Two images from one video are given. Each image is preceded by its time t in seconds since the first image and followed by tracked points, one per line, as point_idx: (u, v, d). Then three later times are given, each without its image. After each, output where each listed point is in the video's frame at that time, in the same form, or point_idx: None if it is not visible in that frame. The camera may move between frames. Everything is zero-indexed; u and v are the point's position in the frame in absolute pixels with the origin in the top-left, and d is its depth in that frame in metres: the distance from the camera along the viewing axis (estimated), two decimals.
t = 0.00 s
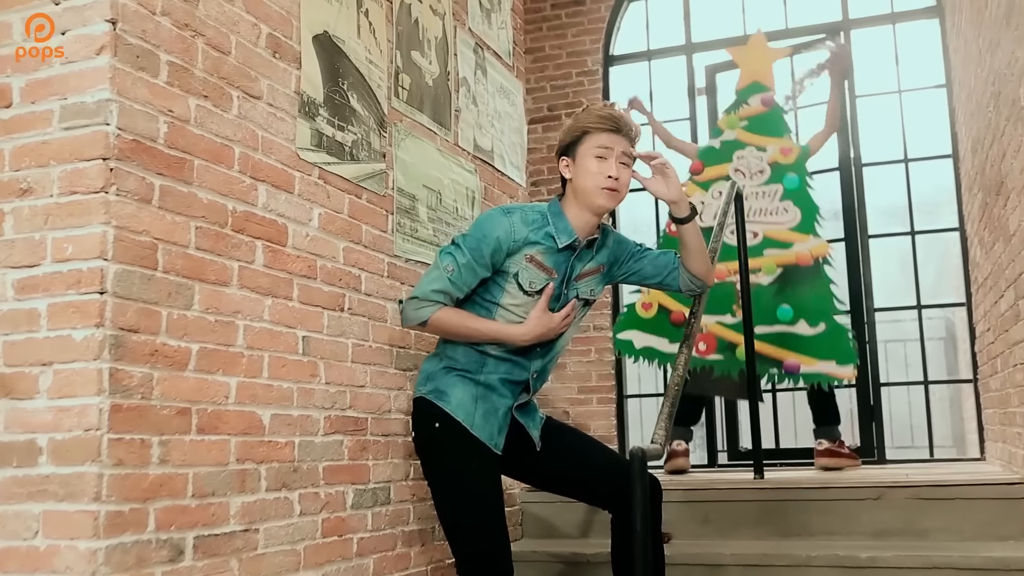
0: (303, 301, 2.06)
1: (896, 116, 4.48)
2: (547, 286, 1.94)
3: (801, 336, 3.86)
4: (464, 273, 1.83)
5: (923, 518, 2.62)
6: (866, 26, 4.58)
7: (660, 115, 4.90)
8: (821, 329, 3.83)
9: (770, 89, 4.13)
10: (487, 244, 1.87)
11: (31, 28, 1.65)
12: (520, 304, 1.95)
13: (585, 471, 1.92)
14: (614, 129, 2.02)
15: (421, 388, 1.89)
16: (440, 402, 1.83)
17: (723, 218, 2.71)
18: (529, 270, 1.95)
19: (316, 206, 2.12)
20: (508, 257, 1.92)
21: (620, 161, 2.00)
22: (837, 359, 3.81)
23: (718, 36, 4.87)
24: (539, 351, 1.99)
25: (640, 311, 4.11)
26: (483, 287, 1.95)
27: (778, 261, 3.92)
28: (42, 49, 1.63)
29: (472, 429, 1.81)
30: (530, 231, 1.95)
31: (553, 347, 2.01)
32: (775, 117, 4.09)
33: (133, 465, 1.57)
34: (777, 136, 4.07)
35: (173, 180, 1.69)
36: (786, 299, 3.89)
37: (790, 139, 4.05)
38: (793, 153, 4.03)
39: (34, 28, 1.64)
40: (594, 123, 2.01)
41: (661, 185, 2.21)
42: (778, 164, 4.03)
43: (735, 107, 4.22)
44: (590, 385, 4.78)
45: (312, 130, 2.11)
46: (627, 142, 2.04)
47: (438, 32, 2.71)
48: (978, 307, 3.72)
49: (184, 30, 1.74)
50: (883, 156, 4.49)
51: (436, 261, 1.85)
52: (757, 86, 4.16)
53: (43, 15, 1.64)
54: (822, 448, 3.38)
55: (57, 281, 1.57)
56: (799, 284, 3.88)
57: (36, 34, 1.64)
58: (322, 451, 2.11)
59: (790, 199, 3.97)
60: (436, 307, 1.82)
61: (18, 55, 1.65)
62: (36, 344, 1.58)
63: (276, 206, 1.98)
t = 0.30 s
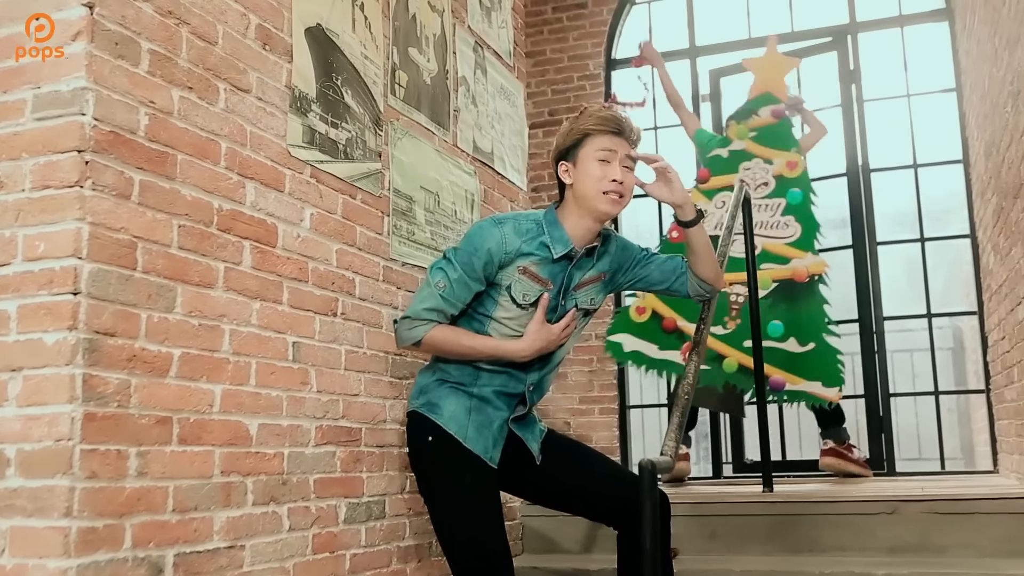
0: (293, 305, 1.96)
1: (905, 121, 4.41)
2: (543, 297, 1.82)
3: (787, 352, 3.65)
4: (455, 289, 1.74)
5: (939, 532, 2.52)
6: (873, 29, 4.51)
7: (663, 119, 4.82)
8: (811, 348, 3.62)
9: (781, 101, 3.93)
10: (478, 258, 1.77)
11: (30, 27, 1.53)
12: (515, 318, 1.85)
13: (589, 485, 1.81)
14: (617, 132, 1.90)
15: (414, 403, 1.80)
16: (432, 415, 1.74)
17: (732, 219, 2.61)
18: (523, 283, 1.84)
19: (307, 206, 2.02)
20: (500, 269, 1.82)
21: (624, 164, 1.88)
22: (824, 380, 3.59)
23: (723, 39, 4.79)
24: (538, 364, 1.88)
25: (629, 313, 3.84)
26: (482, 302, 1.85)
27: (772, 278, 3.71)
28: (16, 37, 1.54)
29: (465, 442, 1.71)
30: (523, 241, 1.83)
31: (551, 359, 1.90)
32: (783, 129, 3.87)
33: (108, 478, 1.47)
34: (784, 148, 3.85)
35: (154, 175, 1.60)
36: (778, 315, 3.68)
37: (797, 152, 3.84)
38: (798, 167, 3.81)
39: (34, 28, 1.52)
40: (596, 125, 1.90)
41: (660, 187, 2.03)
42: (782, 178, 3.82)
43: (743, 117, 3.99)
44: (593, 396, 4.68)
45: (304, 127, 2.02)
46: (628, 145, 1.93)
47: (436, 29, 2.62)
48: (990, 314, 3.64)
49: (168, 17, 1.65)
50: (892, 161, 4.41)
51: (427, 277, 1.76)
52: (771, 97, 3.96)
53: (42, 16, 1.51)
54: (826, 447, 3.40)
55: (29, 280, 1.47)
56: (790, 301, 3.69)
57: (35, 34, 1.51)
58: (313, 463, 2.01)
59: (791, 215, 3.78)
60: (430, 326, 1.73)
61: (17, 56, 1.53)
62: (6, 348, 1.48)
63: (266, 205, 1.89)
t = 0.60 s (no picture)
0: (285, 306, 1.87)
1: (917, 124, 4.33)
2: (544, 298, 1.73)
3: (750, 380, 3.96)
4: (457, 292, 1.64)
5: (958, 547, 2.41)
6: (883, 29, 4.43)
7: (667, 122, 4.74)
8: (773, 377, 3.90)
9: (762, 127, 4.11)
10: (480, 258, 1.67)
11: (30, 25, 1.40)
12: (517, 323, 1.75)
13: (596, 494, 1.71)
14: (607, 126, 1.80)
15: (413, 411, 1.69)
16: (432, 423, 1.63)
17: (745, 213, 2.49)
18: (525, 285, 1.74)
19: (300, 202, 1.93)
20: (501, 271, 1.72)
21: (612, 161, 1.78)
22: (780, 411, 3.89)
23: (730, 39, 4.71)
24: (540, 368, 1.78)
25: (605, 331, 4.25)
26: (483, 306, 1.75)
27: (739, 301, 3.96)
28: None
29: (467, 451, 1.61)
30: (527, 241, 1.73)
31: (556, 364, 1.81)
32: (761, 153, 4.06)
33: (83, 489, 1.37)
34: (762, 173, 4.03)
35: (135, 166, 1.50)
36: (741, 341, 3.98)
37: (774, 177, 4.01)
38: (773, 194, 3.99)
39: (33, 28, 1.40)
40: (586, 120, 1.81)
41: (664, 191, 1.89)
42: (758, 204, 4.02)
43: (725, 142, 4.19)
44: (596, 404, 4.58)
45: (297, 120, 1.93)
46: (626, 140, 1.81)
47: (436, 23, 2.54)
48: (1006, 321, 3.54)
49: (152, 0, 1.56)
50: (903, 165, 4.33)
51: (427, 282, 1.66)
52: (752, 124, 4.13)
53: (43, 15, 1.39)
54: (843, 451, 3.13)
55: None
56: (755, 329, 3.97)
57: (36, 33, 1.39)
58: (305, 473, 1.91)
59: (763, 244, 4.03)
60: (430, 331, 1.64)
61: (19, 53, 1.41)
62: None
63: (256, 201, 1.80)
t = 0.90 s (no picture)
0: (276, 309, 1.79)
1: (925, 127, 4.26)
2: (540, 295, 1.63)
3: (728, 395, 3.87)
4: (455, 291, 1.56)
5: (977, 561, 2.26)
6: (890, 31, 4.37)
7: (671, 126, 4.67)
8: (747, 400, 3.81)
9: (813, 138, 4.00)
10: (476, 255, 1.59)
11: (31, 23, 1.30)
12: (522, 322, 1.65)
13: (607, 506, 1.62)
14: (617, 117, 1.73)
15: (416, 416, 1.61)
16: (434, 428, 1.55)
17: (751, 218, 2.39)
18: (524, 281, 1.65)
19: (293, 201, 1.85)
20: (499, 269, 1.63)
21: (621, 153, 1.71)
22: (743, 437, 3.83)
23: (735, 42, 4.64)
24: (541, 368, 1.67)
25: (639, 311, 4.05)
26: (482, 308, 1.65)
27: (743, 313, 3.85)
28: None
29: (469, 458, 1.52)
30: (521, 235, 1.65)
31: (559, 363, 1.70)
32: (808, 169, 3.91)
33: (57, 501, 1.28)
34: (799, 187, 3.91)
35: (117, 159, 1.42)
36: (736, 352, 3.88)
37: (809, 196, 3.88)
38: (804, 212, 3.87)
39: (32, 27, 1.31)
40: (594, 109, 1.74)
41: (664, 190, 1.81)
42: (786, 219, 3.88)
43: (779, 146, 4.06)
44: (598, 413, 4.49)
45: (290, 115, 1.85)
46: (634, 132, 1.75)
47: (436, 19, 2.47)
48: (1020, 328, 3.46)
49: None
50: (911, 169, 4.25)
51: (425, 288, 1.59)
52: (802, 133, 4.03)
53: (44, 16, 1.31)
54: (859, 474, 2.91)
55: None
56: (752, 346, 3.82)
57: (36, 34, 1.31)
58: (297, 483, 1.82)
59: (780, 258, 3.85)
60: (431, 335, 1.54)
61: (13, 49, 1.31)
62: None
63: (246, 198, 1.72)
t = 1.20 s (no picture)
0: (264, 316, 1.70)
1: (934, 136, 4.19)
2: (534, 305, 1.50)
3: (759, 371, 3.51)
4: (449, 311, 1.47)
5: None
6: (898, 38, 4.31)
7: (674, 134, 4.61)
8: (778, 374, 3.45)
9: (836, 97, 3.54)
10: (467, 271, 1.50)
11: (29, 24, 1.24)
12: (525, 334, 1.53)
13: (613, 527, 1.52)
14: (597, 111, 1.66)
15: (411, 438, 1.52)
16: (429, 448, 1.46)
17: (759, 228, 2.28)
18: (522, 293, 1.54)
19: (283, 203, 1.77)
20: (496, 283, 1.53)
21: (606, 149, 1.63)
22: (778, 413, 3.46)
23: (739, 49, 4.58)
24: (542, 386, 1.57)
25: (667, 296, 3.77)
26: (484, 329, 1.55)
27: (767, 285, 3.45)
28: None
29: (465, 478, 1.44)
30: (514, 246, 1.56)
31: (560, 380, 1.59)
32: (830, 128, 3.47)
33: (22, 518, 1.19)
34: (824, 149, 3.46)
35: (93, 153, 1.34)
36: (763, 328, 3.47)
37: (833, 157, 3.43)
38: (829, 173, 3.41)
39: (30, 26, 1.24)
40: (572, 106, 1.67)
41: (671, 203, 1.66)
42: (812, 182, 3.45)
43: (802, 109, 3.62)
44: (599, 427, 4.39)
45: (280, 113, 1.77)
46: (619, 125, 1.67)
47: (434, 19, 2.40)
48: None
49: None
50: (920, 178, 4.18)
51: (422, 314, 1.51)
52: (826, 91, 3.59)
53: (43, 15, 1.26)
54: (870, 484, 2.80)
55: None
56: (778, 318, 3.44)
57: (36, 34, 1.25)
58: (285, 500, 1.73)
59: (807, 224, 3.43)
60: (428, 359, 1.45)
61: None
62: None
63: (233, 198, 1.63)
